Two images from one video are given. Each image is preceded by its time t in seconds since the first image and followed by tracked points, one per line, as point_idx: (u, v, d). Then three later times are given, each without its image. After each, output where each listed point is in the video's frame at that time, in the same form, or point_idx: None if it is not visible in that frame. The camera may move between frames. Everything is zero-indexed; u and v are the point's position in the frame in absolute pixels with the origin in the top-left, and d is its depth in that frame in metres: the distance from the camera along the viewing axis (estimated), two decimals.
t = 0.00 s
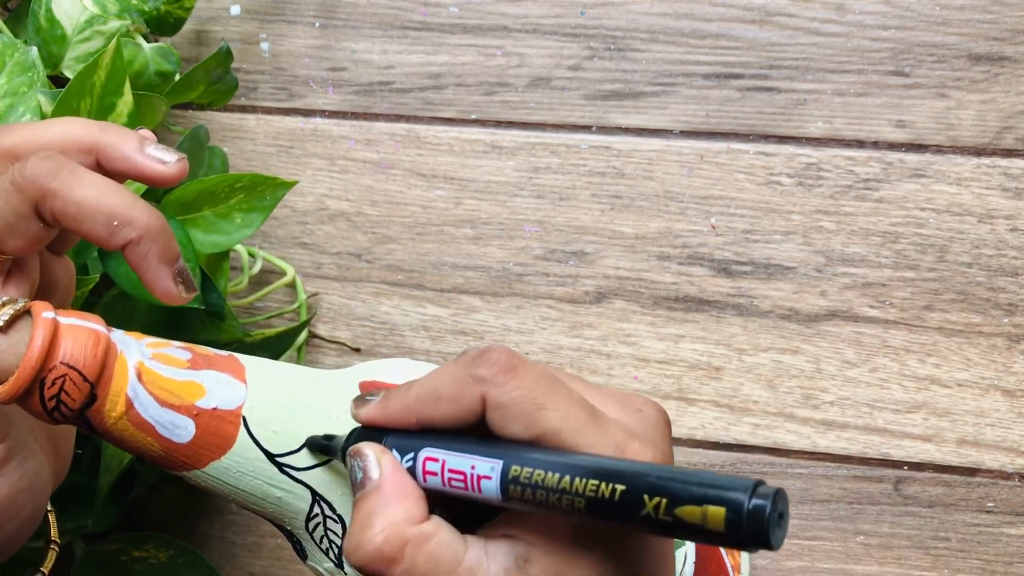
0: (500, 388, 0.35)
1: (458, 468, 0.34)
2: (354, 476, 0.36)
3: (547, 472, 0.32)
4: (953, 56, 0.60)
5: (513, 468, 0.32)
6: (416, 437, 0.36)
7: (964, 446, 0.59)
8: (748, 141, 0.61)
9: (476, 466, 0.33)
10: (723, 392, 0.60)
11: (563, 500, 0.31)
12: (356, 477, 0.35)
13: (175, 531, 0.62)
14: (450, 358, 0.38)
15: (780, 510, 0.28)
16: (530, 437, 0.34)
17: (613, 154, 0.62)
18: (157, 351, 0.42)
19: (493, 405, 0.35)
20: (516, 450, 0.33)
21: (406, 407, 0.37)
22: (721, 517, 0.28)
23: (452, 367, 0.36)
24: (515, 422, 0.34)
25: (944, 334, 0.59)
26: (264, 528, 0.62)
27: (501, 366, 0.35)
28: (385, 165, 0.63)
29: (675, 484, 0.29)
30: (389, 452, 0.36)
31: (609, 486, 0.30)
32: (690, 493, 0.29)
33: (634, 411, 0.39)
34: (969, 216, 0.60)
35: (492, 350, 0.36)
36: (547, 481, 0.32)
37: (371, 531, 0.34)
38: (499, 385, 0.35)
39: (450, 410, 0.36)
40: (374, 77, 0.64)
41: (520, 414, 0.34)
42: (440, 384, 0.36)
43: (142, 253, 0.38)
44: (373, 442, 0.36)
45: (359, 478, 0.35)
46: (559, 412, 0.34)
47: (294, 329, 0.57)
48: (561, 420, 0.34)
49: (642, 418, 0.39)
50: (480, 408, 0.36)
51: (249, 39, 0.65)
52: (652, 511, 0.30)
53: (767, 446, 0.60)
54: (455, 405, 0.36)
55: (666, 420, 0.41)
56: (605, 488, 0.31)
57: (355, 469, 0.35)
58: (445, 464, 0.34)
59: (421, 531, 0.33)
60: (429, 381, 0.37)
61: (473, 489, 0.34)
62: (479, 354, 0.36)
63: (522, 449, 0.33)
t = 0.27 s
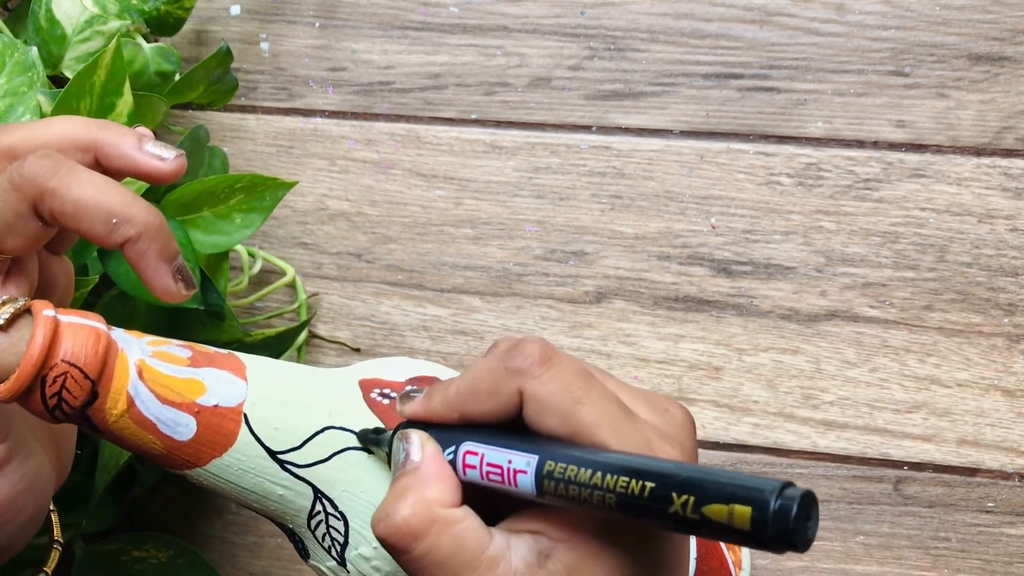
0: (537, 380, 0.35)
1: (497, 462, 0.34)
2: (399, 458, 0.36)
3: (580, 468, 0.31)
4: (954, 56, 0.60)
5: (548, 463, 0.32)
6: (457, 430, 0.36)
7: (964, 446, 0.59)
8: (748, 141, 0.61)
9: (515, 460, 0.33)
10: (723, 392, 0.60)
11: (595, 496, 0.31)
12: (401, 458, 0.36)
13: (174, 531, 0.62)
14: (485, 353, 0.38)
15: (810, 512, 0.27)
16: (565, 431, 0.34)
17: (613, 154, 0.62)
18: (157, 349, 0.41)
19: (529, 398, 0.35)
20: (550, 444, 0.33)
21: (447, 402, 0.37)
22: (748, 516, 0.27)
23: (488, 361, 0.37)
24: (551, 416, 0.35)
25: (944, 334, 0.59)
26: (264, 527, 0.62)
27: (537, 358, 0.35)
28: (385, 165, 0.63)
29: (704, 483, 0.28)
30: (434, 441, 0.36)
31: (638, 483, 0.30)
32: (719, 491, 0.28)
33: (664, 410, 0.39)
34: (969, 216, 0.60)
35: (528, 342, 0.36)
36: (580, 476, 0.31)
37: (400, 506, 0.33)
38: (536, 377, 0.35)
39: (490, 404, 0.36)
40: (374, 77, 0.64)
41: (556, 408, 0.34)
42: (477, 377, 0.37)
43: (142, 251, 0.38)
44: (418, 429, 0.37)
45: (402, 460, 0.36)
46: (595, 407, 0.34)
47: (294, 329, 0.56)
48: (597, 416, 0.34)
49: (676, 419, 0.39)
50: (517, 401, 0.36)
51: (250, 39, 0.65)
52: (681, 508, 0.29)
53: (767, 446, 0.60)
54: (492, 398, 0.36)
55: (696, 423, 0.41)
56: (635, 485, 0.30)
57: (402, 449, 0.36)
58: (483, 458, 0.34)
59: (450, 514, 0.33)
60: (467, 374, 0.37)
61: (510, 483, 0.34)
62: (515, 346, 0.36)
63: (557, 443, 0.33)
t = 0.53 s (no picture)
0: (513, 419, 0.36)
1: (473, 506, 0.34)
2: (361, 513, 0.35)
3: (568, 510, 0.33)
4: (954, 56, 0.60)
5: (533, 506, 0.33)
6: (425, 471, 0.36)
7: (963, 446, 0.59)
8: (748, 141, 0.61)
9: (493, 504, 0.34)
10: (723, 392, 0.60)
11: (588, 537, 0.32)
12: (362, 514, 0.35)
13: (175, 532, 0.62)
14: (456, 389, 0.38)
15: (809, 541, 0.30)
16: (544, 468, 0.35)
17: (612, 154, 0.62)
18: (157, 357, 0.41)
19: (506, 436, 0.36)
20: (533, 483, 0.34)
21: (411, 440, 0.37)
22: (753, 553, 0.30)
23: (460, 398, 0.37)
24: (530, 453, 0.35)
25: (944, 334, 0.59)
26: (264, 528, 0.62)
27: (510, 397, 0.36)
28: (385, 165, 0.63)
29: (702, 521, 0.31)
30: (397, 494, 0.35)
31: (634, 523, 0.32)
32: (719, 531, 0.31)
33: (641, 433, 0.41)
34: (969, 216, 0.60)
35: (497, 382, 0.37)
36: (569, 518, 0.33)
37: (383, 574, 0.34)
38: (511, 415, 0.36)
39: (461, 443, 0.36)
40: (374, 77, 0.64)
41: (535, 445, 0.35)
42: (448, 416, 0.36)
43: (143, 258, 0.38)
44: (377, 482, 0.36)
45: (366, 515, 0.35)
46: (572, 442, 0.36)
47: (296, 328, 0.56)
48: (575, 450, 0.35)
49: (647, 438, 0.41)
50: (492, 439, 0.36)
51: (250, 40, 0.65)
52: (681, 547, 0.31)
53: (767, 446, 0.60)
54: (465, 438, 0.36)
55: (669, 436, 0.42)
56: (631, 526, 0.32)
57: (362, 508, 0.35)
58: (460, 501, 0.35)
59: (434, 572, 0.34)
60: (435, 412, 0.37)
61: (490, 526, 0.34)
62: (486, 386, 0.37)
63: (539, 481, 0.34)
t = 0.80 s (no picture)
0: (472, 421, 0.35)
1: (431, 504, 0.34)
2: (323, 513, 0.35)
3: (520, 510, 0.32)
4: (953, 56, 0.60)
5: (486, 505, 0.33)
6: (386, 468, 0.36)
7: (963, 446, 0.59)
8: (748, 141, 0.61)
9: (450, 502, 0.34)
10: (723, 392, 0.60)
11: (539, 538, 0.32)
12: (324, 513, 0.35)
13: (175, 531, 0.62)
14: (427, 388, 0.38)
15: (757, 549, 0.30)
16: (503, 470, 0.35)
17: (613, 154, 0.62)
18: (154, 358, 0.41)
19: (466, 438, 0.35)
20: (488, 484, 0.34)
21: (374, 437, 0.37)
22: (699, 558, 0.29)
23: (426, 398, 0.37)
24: (489, 454, 0.35)
25: (944, 334, 0.59)
26: (264, 528, 0.62)
27: (472, 399, 0.36)
28: (385, 165, 0.63)
29: (652, 525, 0.30)
30: (357, 490, 0.35)
31: (585, 525, 0.31)
32: (666, 535, 0.30)
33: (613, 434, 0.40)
34: (969, 216, 0.60)
35: (461, 382, 0.36)
36: (523, 519, 0.32)
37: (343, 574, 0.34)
38: (472, 418, 0.35)
39: (423, 442, 0.36)
40: (374, 77, 0.64)
41: (494, 445, 0.35)
42: (412, 415, 0.36)
43: (139, 259, 0.38)
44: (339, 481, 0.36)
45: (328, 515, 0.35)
46: (533, 443, 0.35)
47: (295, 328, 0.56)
48: (536, 452, 0.35)
49: (623, 440, 0.39)
50: (453, 440, 0.36)
51: (249, 39, 0.65)
52: (629, 551, 0.31)
53: (767, 446, 0.60)
54: (426, 437, 0.36)
55: (646, 441, 0.41)
56: (580, 527, 0.31)
57: (324, 509, 0.35)
58: (417, 499, 0.34)
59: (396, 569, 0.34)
60: (400, 411, 0.37)
61: (446, 524, 0.34)
62: (452, 386, 0.36)
63: (495, 482, 0.34)
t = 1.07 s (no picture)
0: (470, 423, 0.35)
1: (429, 506, 0.34)
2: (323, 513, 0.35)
3: (518, 512, 0.32)
4: (953, 56, 0.60)
5: (484, 507, 0.33)
6: (385, 470, 0.36)
7: (963, 446, 0.59)
8: (748, 141, 0.61)
9: (448, 504, 0.34)
10: (723, 392, 0.60)
11: (535, 540, 0.32)
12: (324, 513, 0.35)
13: (174, 531, 0.62)
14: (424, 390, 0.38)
15: (751, 551, 0.30)
16: (501, 471, 0.35)
17: (613, 154, 0.62)
18: (154, 356, 0.41)
19: (464, 439, 0.35)
20: (487, 487, 0.33)
21: (374, 439, 0.37)
22: (692, 560, 0.29)
23: (423, 400, 0.37)
24: (487, 456, 0.35)
25: (944, 334, 0.59)
26: (263, 528, 0.62)
27: (469, 400, 0.35)
28: (385, 165, 0.63)
29: (646, 526, 0.30)
30: (356, 492, 0.35)
31: (580, 527, 0.31)
32: (660, 536, 0.30)
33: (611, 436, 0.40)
34: (969, 216, 0.60)
35: (459, 383, 0.36)
36: (518, 520, 0.32)
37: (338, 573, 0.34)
38: (469, 420, 0.35)
39: (421, 444, 0.36)
40: (374, 77, 0.64)
41: (492, 447, 0.35)
42: (410, 417, 0.36)
43: (139, 258, 0.38)
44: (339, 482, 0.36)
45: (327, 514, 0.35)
46: (530, 444, 0.35)
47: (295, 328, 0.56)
48: (533, 453, 0.34)
49: (620, 441, 0.39)
50: (450, 441, 0.36)
51: (249, 39, 0.65)
52: (623, 552, 0.31)
53: (767, 446, 0.60)
54: (424, 439, 0.36)
55: (644, 441, 0.41)
56: (576, 529, 0.31)
57: (324, 509, 0.35)
58: (416, 501, 0.35)
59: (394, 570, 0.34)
60: (398, 414, 0.37)
61: (444, 527, 0.34)
62: (450, 387, 0.36)
63: (493, 484, 0.34)
